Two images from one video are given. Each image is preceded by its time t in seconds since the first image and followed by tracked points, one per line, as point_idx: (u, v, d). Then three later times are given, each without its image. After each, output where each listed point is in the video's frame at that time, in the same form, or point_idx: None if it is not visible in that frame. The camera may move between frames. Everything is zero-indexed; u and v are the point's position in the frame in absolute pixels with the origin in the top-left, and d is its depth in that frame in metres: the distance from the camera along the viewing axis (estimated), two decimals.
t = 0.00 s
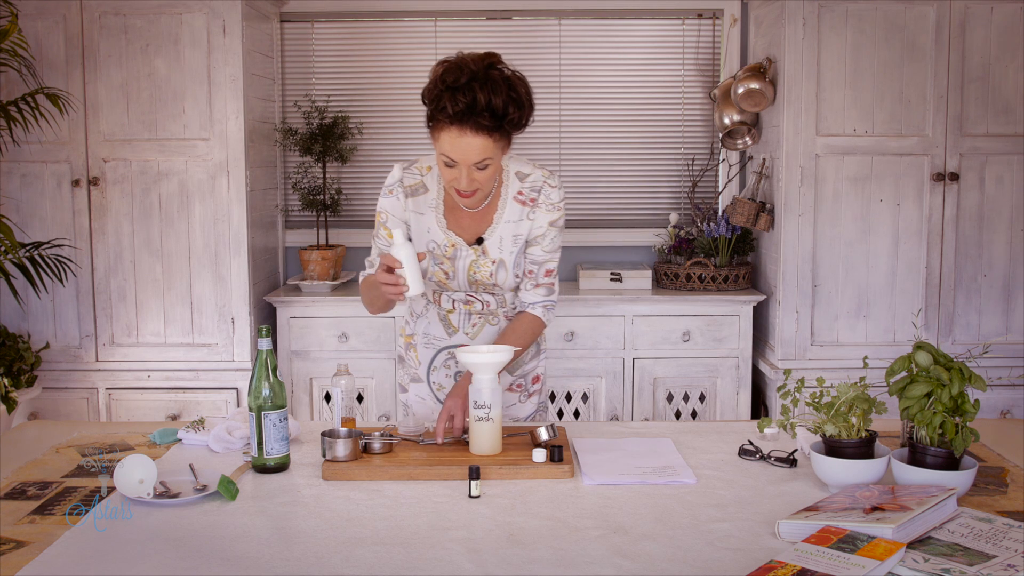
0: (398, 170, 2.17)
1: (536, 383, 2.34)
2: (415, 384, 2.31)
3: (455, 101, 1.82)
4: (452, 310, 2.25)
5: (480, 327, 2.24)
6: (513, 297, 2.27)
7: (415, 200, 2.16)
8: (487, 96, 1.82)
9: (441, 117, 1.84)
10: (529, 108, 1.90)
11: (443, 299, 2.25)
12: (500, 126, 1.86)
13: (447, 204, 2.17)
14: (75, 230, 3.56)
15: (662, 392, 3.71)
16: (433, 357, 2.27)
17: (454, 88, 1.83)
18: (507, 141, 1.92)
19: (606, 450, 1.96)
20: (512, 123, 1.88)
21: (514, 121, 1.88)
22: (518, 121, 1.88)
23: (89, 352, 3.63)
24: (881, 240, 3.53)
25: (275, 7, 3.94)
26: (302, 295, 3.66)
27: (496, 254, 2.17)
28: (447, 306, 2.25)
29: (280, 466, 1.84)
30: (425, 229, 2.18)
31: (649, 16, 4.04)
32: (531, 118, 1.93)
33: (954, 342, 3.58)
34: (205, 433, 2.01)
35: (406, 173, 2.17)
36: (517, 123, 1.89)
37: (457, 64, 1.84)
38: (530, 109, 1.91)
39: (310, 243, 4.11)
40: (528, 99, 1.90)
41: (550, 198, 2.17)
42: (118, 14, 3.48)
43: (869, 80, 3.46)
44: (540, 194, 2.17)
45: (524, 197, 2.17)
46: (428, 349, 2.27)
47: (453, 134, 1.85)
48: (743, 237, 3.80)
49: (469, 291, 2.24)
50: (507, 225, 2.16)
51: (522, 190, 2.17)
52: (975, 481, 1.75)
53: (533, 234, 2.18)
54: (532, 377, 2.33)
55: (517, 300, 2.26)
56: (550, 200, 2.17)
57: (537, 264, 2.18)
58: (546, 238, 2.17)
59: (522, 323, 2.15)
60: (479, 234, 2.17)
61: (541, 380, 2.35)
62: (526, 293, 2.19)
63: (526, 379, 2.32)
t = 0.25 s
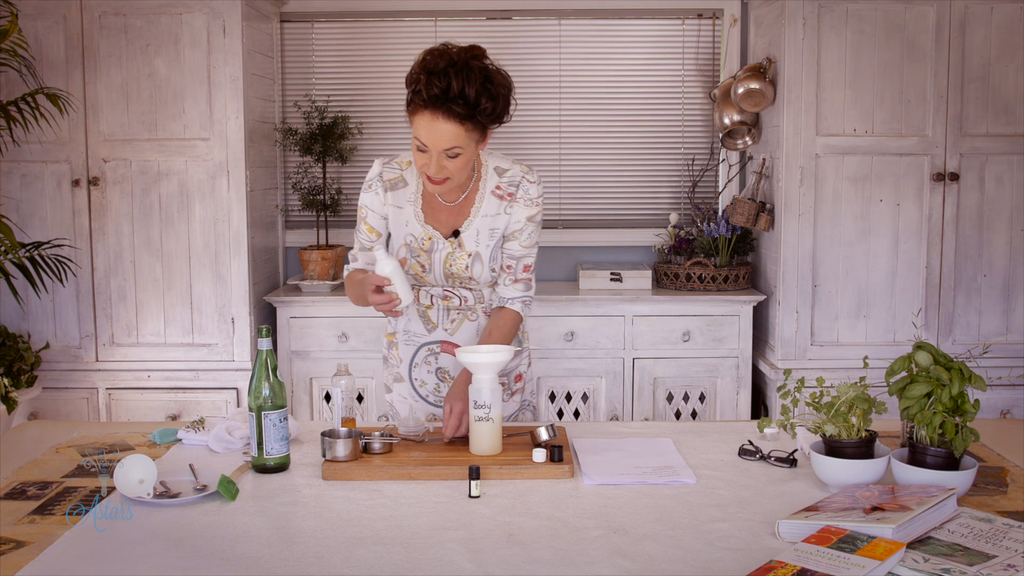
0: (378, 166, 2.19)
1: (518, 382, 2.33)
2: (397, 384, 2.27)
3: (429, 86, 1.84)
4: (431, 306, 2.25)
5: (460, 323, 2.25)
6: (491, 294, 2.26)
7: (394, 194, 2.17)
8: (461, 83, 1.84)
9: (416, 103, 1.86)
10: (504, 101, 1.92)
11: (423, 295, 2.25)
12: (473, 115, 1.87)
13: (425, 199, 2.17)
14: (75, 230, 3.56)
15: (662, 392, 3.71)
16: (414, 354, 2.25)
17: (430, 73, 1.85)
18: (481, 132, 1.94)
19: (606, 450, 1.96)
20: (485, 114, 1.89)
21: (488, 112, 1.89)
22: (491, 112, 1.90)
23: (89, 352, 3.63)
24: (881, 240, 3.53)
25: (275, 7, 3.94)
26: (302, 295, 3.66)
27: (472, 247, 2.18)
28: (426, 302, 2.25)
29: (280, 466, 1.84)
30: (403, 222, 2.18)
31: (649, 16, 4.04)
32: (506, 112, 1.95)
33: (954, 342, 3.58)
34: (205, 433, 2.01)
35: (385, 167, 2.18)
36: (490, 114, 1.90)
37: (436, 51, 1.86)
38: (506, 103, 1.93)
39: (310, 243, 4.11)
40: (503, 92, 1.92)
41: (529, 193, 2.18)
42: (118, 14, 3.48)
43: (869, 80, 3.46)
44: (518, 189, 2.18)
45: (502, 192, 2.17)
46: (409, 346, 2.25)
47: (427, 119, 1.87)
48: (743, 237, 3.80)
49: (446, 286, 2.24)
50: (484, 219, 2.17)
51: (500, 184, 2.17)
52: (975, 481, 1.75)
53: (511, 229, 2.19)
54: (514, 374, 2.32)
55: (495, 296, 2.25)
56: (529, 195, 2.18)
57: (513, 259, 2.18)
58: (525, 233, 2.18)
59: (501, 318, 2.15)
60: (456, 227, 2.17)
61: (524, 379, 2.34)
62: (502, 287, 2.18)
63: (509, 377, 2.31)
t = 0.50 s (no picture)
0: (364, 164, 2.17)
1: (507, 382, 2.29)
2: (384, 385, 2.25)
3: (416, 75, 1.84)
4: (418, 304, 2.23)
5: (447, 320, 2.23)
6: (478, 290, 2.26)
7: (380, 192, 2.16)
8: (448, 73, 1.85)
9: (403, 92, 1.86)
10: (490, 93, 1.93)
11: (409, 294, 2.23)
12: (459, 105, 1.88)
13: (411, 196, 2.17)
14: (75, 230, 3.56)
15: (662, 392, 3.71)
16: (400, 353, 2.23)
17: (417, 63, 1.86)
18: (468, 124, 1.94)
19: (606, 450, 1.96)
20: (471, 105, 1.90)
21: (474, 103, 1.90)
22: (478, 103, 1.90)
23: (89, 352, 3.63)
24: (881, 240, 3.53)
25: (275, 7, 3.94)
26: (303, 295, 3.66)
27: (459, 242, 2.18)
28: (413, 300, 2.23)
29: (280, 466, 1.84)
30: (390, 220, 2.17)
31: (648, 16, 4.04)
32: (493, 105, 1.95)
33: (954, 342, 3.58)
34: (205, 433, 2.01)
35: (371, 166, 2.17)
36: (477, 105, 1.90)
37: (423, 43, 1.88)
38: (493, 95, 1.94)
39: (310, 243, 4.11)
40: (490, 86, 1.92)
41: (514, 187, 2.20)
42: (118, 14, 3.48)
43: (870, 80, 3.46)
44: (503, 183, 2.20)
45: (487, 186, 2.19)
46: (395, 345, 2.23)
47: (413, 109, 1.87)
48: (743, 237, 3.80)
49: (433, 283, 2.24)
50: (470, 214, 2.18)
51: (485, 179, 2.19)
52: (975, 481, 1.75)
53: (497, 223, 2.20)
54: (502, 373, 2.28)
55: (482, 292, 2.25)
56: (514, 189, 2.19)
57: (501, 254, 2.19)
58: (511, 228, 2.19)
59: (492, 313, 2.16)
60: (442, 223, 2.18)
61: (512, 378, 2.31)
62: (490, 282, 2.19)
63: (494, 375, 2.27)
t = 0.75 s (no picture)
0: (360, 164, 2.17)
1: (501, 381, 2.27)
2: (378, 384, 2.25)
3: (411, 71, 1.85)
4: (413, 304, 2.22)
5: (441, 320, 2.22)
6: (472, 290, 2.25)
7: (376, 191, 2.16)
8: (442, 69, 1.85)
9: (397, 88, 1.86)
10: (486, 90, 1.93)
11: (404, 293, 2.22)
12: (454, 101, 1.88)
13: (407, 196, 2.17)
14: (75, 230, 3.56)
15: (662, 392, 3.71)
16: (395, 352, 2.22)
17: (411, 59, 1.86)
18: (463, 121, 1.94)
19: (606, 450, 1.96)
20: (466, 101, 1.89)
21: (469, 100, 1.89)
22: (473, 100, 1.90)
23: (89, 352, 3.63)
24: (881, 240, 3.53)
25: (275, 7, 3.94)
26: (303, 295, 3.66)
27: (455, 241, 2.18)
28: (407, 299, 2.22)
29: (280, 466, 1.84)
30: (386, 220, 2.17)
31: (648, 16, 4.04)
32: (488, 104, 1.95)
33: (954, 342, 3.58)
34: (205, 433, 2.01)
35: (367, 165, 2.17)
36: (471, 102, 1.90)
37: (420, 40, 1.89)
38: (488, 93, 1.93)
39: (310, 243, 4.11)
40: (485, 85, 1.93)
41: (512, 188, 2.20)
42: (119, 14, 3.48)
43: (870, 80, 3.46)
44: (500, 184, 2.20)
45: (484, 186, 2.19)
46: (389, 345, 2.23)
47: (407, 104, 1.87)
48: (743, 237, 3.80)
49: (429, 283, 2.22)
50: (467, 213, 2.17)
51: (482, 179, 2.19)
52: (975, 481, 1.75)
53: (495, 224, 2.20)
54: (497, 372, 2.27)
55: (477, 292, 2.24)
56: (512, 189, 2.20)
57: (498, 255, 2.19)
58: (508, 228, 2.19)
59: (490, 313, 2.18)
60: (439, 222, 2.18)
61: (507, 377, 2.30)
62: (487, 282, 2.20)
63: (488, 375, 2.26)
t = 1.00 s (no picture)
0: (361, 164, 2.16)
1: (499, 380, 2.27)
2: (376, 384, 2.24)
3: (417, 63, 1.87)
4: (413, 304, 2.22)
5: (441, 320, 2.22)
6: (473, 290, 2.26)
7: (378, 191, 2.15)
8: (448, 61, 1.87)
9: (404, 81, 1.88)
10: (491, 85, 1.95)
11: (404, 294, 2.21)
12: (460, 93, 1.89)
13: (410, 197, 2.16)
14: (74, 230, 3.56)
15: (662, 392, 3.71)
16: (394, 353, 2.22)
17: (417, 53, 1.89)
18: (468, 116, 1.95)
19: (605, 450, 1.96)
20: (472, 94, 1.91)
21: (475, 93, 1.91)
22: (479, 93, 1.92)
23: (89, 352, 3.63)
24: (881, 240, 3.53)
25: (275, 7, 3.94)
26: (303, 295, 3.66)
27: (459, 241, 2.18)
28: (408, 300, 2.21)
29: (280, 466, 1.84)
30: (389, 220, 2.16)
31: (648, 16, 4.04)
32: (493, 100, 1.97)
33: (954, 342, 3.58)
34: (205, 433, 2.01)
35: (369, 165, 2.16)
36: (477, 95, 1.92)
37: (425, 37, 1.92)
38: (493, 88, 1.95)
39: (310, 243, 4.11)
40: (491, 79, 1.94)
41: (515, 187, 2.20)
42: (119, 14, 3.48)
43: (870, 80, 3.46)
44: (504, 183, 2.19)
45: (487, 185, 2.19)
46: (388, 345, 2.22)
47: (414, 96, 1.88)
48: (743, 237, 3.80)
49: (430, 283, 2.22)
50: (470, 213, 2.17)
51: (485, 178, 2.19)
52: (975, 481, 1.75)
53: (499, 224, 2.20)
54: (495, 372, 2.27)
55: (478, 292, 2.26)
56: (515, 189, 2.19)
57: (506, 255, 2.21)
58: (513, 228, 2.20)
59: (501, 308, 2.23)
60: (442, 222, 2.17)
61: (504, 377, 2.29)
62: (497, 281, 2.23)
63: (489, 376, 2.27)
